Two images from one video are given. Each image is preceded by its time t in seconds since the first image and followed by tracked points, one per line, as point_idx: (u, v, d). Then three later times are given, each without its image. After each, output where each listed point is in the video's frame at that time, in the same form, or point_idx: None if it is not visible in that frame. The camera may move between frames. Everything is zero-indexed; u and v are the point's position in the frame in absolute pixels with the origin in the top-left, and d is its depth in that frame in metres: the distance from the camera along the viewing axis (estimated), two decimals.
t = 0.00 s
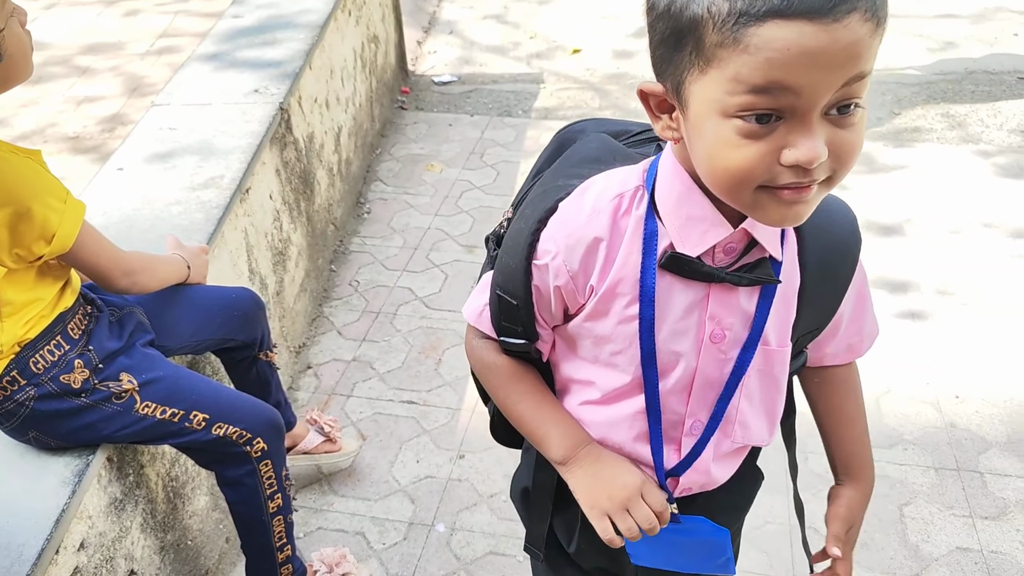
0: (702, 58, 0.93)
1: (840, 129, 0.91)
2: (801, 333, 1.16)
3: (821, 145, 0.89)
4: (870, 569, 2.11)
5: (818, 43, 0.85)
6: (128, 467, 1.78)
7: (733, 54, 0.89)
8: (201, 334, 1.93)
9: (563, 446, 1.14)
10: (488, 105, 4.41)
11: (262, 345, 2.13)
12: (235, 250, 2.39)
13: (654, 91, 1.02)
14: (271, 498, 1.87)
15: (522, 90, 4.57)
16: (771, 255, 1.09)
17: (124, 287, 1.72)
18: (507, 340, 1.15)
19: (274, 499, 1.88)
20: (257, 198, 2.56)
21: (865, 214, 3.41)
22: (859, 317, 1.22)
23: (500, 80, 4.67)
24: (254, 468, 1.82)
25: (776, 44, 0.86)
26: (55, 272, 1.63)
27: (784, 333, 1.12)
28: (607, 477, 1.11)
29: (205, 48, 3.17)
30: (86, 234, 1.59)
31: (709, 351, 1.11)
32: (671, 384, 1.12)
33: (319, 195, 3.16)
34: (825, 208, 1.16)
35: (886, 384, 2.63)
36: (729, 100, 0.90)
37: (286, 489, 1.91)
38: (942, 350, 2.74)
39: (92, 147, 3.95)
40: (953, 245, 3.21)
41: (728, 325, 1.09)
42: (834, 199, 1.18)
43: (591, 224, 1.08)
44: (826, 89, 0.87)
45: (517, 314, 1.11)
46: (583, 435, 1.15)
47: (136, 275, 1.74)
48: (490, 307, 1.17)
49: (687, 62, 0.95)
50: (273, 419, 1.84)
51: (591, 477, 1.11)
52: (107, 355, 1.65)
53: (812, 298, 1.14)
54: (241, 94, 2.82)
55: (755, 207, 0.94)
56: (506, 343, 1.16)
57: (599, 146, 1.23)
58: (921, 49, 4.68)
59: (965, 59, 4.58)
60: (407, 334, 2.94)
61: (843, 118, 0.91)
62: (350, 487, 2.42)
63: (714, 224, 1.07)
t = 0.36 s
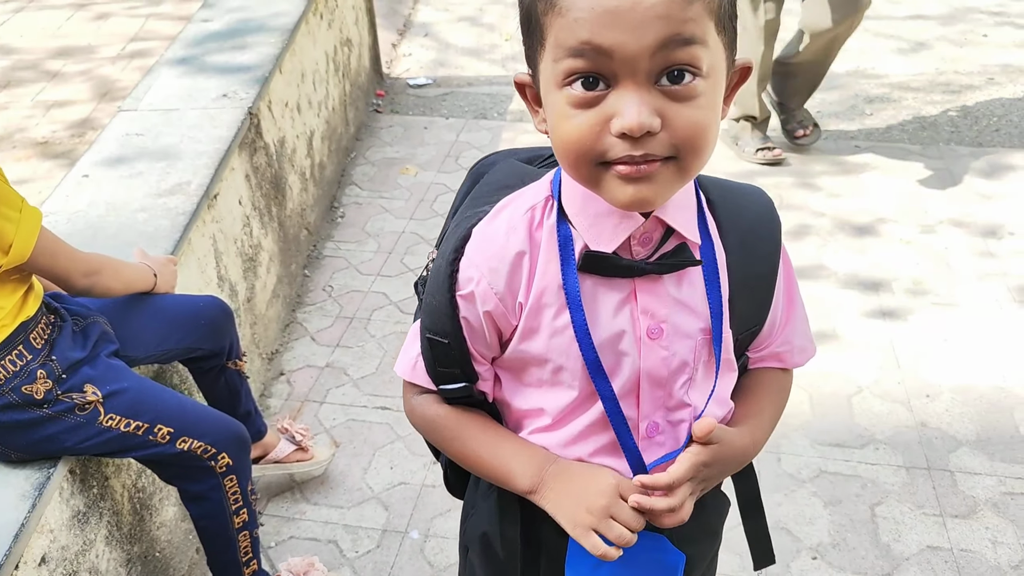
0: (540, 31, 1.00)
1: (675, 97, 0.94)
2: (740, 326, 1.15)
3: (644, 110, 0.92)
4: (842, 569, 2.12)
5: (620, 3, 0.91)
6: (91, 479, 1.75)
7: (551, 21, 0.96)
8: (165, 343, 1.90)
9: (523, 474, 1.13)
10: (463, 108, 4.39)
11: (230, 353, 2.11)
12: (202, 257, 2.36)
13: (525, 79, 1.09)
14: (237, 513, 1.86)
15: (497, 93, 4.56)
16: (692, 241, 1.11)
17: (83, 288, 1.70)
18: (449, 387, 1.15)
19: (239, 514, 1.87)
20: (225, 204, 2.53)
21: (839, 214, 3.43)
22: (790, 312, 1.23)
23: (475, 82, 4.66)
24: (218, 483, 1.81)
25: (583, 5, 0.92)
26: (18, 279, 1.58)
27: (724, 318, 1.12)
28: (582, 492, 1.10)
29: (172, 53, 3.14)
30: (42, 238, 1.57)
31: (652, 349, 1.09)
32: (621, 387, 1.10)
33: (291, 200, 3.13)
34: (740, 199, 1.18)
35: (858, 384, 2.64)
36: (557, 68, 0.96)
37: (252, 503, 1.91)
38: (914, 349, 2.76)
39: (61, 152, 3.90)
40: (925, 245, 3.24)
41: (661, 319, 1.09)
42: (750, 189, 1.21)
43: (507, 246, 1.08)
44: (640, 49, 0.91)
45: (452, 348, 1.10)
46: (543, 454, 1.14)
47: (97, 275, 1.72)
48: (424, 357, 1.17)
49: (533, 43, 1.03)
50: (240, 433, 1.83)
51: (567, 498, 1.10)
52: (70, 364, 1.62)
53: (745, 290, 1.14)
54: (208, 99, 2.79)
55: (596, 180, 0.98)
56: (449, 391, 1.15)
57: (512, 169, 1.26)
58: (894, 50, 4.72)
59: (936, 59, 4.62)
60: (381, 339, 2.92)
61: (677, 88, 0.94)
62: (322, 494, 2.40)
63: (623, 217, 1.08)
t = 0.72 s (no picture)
0: (510, 59, 1.02)
1: (641, 140, 0.99)
2: (693, 331, 1.17)
3: (609, 153, 0.97)
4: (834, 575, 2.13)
5: (594, 50, 0.94)
6: (82, 492, 1.74)
7: (524, 57, 0.98)
8: (156, 353, 1.89)
9: (486, 468, 1.20)
10: (452, 115, 4.39)
11: (221, 364, 2.10)
12: (192, 267, 2.35)
13: (491, 95, 1.12)
14: (227, 527, 1.85)
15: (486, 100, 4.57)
16: (644, 253, 1.15)
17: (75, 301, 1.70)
18: (416, 384, 1.22)
19: (230, 528, 1.86)
20: (214, 214, 2.52)
21: (827, 220, 3.44)
22: (752, 321, 1.23)
23: (464, 89, 4.66)
24: (209, 497, 1.80)
25: (557, 48, 0.95)
26: (6, 292, 1.57)
27: (675, 324, 1.15)
28: (537, 497, 1.17)
29: (159, 62, 3.13)
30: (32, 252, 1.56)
31: (606, 355, 1.14)
32: (576, 391, 1.15)
33: (280, 209, 3.12)
34: (699, 209, 1.20)
35: (848, 389, 2.65)
36: (527, 104, 0.99)
37: (243, 517, 1.89)
38: (903, 353, 2.78)
39: (47, 162, 3.87)
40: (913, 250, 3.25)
41: (615, 326, 1.13)
42: (708, 197, 1.23)
43: (464, 255, 1.13)
44: (610, 97, 0.95)
45: (417, 351, 1.17)
46: (508, 452, 1.21)
47: (89, 288, 1.71)
48: (394, 354, 1.24)
49: (502, 65, 1.05)
50: (230, 447, 1.81)
51: (523, 500, 1.18)
52: (59, 378, 1.61)
53: (694, 295, 1.16)
54: (197, 108, 2.78)
55: (560, 209, 1.03)
56: (417, 387, 1.22)
57: (483, 172, 1.31)
58: (879, 56, 4.75)
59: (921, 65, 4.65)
60: (371, 347, 2.91)
61: (644, 130, 0.98)
62: (314, 504, 2.39)
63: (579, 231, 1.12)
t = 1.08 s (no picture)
0: (444, 67, 1.06)
1: (570, 158, 1.03)
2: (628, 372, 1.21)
3: (537, 167, 1.01)
4: None
5: (530, 55, 0.98)
6: (97, 496, 1.75)
7: (458, 63, 1.03)
8: (170, 360, 1.91)
9: (421, 519, 1.25)
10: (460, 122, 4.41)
11: (234, 370, 2.12)
12: (205, 274, 2.37)
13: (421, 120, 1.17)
14: (241, 531, 1.87)
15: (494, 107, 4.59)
16: (577, 297, 1.18)
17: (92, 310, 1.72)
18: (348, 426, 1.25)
19: (244, 532, 1.87)
20: (226, 220, 2.54)
21: (833, 227, 3.45)
22: (694, 358, 1.28)
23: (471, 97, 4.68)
24: (222, 501, 1.81)
25: (492, 51, 1.00)
26: (24, 300, 1.59)
27: (611, 371, 1.19)
28: (475, 545, 1.23)
29: (171, 70, 3.16)
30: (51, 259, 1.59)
31: (536, 402, 1.17)
32: (504, 436, 1.19)
33: (290, 216, 3.14)
34: (636, 241, 1.24)
35: (856, 396, 2.66)
36: (457, 113, 1.04)
37: (256, 521, 1.91)
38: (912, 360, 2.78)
39: (58, 169, 3.90)
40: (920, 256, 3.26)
41: (546, 373, 1.17)
42: (647, 231, 1.26)
43: (389, 300, 1.16)
44: (543, 103, 0.99)
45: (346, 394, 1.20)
46: (439, 497, 1.26)
47: (107, 299, 1.74)
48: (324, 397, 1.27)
49: (434, 81, 1.10)
50: (245, 453, 1.83)
51: (461, 548, 1.24)
52: (76, 383, 1.63)
53: (630, 338, 1.20)
54: (209, 116, 2.81)
55: (483, 229, 1.06)
56: (350, 427, 1.25)
57: (420, 209, 1.34)
58: (886, 63, 4.77)
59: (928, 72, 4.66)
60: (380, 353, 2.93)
61: (573, 150, 1.03)
62: (324, 509, 2.40)
63: (506, 274, 1.15)
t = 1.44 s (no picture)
0: (515, 92, 1.03)
1: (650, 181, 0.99)
2: (712, 400, 1.13)
3: (616, 195, 0.98)
4: None
5: (605, 84, 0.95)
6: (113, 497, 1.77)
7: (530, 90, 1.00)
8: (187, 362, 1.93)
9: (481, 533, 1.23)
10: (471, 128, 4.43)
11: (249, 372, 2.13)
12: (219, 277, 2.39)
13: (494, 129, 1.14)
14: (255, 533, 1.88)
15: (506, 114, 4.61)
16: (653, 303, 1.12)
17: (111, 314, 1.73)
18: (423, 431, 1.25)
19: (257, 534, 1.89)
20: (241, 225, 2.56)
21: (844, 235, 3.45)
22: (791, 394, 1.17)
23: (483, 103, 4.71)
24: (237, 503, 1.83)
25: (564, 81, 0.96)
26: (45, 302, 1.62)
27: (689, 390, 1.13)
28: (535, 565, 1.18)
29: (188, 75, 3.19)
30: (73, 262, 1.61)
31: (603, 413, 1.13)
32: (570, 451, 1.15)
33: (303, 220, 3.16)
34: (728, 261, 1.15)
35: (869, 403, 2.65)
36: (531, 140, 1.01)
37: (270, 523, 1.92)
38: (924, 368, 2.78)
39: (74, 174, 3.93)
40: (932, 264, 3.26)
41: (616, 382, 1.12)
42: (745, 252, 1.17)
43: (461, 297, 1.17)
44: (621, 133, 0.95)
45: (418, 391, 1.21)
46: (503, 517, 1.22)
47: (126, 301, 1.75)
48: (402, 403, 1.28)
49: (506, 98, 1.07)
50: (259, 456, 1.85)
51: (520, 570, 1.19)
52: (95, 385, 1.65)
53: (714, 363, 1.12)
54: (225, 121, 2.83)
55: (562, 250, 1.04)
56: (423, 434, 1.25)
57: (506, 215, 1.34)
58: (898, 71, 4.76)
59: (941, 80, 4.66)
60: (393, 357, 2.94)
61: (653, 171, 0.99)
62: (336, 513, 2.41)
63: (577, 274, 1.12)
